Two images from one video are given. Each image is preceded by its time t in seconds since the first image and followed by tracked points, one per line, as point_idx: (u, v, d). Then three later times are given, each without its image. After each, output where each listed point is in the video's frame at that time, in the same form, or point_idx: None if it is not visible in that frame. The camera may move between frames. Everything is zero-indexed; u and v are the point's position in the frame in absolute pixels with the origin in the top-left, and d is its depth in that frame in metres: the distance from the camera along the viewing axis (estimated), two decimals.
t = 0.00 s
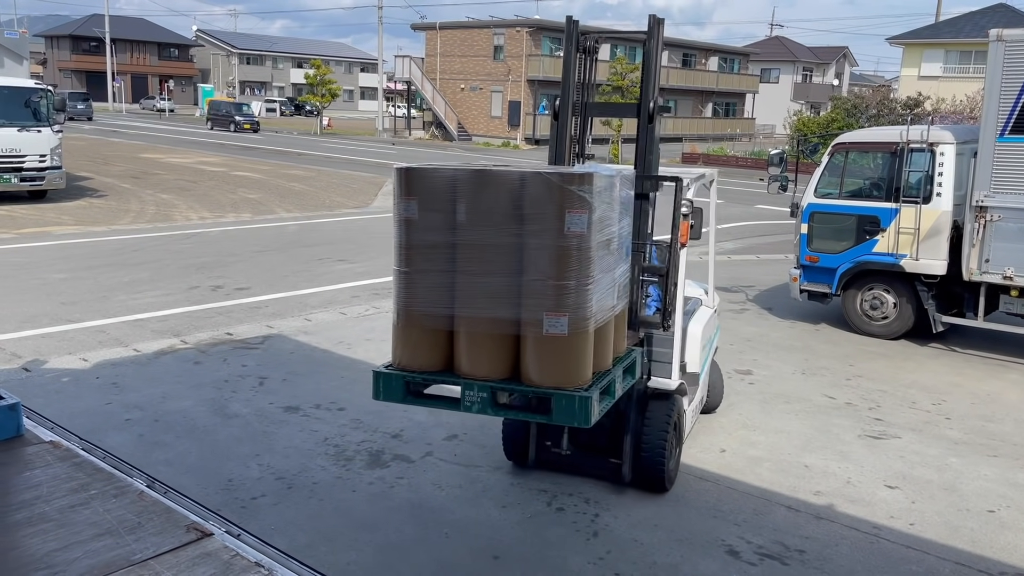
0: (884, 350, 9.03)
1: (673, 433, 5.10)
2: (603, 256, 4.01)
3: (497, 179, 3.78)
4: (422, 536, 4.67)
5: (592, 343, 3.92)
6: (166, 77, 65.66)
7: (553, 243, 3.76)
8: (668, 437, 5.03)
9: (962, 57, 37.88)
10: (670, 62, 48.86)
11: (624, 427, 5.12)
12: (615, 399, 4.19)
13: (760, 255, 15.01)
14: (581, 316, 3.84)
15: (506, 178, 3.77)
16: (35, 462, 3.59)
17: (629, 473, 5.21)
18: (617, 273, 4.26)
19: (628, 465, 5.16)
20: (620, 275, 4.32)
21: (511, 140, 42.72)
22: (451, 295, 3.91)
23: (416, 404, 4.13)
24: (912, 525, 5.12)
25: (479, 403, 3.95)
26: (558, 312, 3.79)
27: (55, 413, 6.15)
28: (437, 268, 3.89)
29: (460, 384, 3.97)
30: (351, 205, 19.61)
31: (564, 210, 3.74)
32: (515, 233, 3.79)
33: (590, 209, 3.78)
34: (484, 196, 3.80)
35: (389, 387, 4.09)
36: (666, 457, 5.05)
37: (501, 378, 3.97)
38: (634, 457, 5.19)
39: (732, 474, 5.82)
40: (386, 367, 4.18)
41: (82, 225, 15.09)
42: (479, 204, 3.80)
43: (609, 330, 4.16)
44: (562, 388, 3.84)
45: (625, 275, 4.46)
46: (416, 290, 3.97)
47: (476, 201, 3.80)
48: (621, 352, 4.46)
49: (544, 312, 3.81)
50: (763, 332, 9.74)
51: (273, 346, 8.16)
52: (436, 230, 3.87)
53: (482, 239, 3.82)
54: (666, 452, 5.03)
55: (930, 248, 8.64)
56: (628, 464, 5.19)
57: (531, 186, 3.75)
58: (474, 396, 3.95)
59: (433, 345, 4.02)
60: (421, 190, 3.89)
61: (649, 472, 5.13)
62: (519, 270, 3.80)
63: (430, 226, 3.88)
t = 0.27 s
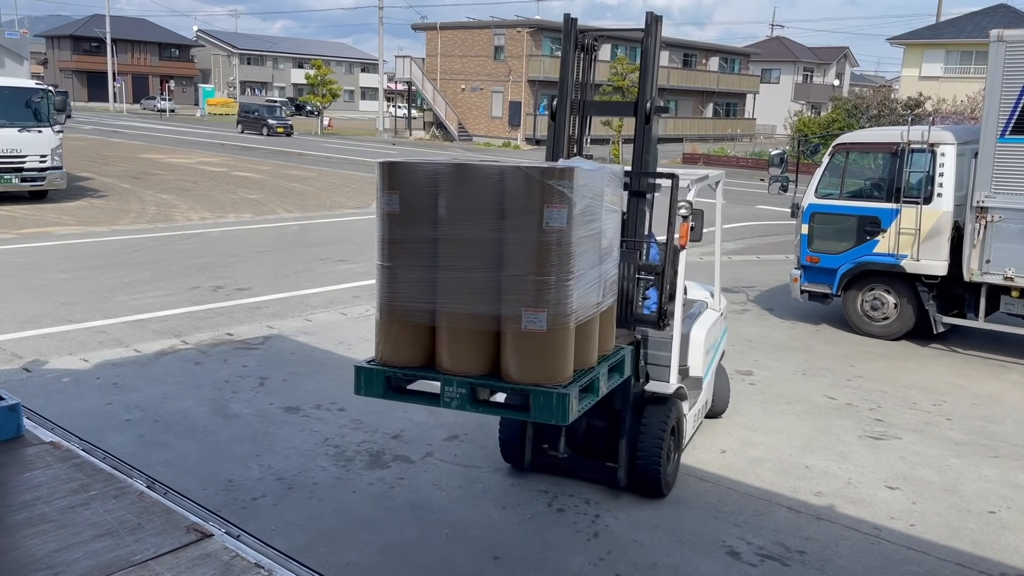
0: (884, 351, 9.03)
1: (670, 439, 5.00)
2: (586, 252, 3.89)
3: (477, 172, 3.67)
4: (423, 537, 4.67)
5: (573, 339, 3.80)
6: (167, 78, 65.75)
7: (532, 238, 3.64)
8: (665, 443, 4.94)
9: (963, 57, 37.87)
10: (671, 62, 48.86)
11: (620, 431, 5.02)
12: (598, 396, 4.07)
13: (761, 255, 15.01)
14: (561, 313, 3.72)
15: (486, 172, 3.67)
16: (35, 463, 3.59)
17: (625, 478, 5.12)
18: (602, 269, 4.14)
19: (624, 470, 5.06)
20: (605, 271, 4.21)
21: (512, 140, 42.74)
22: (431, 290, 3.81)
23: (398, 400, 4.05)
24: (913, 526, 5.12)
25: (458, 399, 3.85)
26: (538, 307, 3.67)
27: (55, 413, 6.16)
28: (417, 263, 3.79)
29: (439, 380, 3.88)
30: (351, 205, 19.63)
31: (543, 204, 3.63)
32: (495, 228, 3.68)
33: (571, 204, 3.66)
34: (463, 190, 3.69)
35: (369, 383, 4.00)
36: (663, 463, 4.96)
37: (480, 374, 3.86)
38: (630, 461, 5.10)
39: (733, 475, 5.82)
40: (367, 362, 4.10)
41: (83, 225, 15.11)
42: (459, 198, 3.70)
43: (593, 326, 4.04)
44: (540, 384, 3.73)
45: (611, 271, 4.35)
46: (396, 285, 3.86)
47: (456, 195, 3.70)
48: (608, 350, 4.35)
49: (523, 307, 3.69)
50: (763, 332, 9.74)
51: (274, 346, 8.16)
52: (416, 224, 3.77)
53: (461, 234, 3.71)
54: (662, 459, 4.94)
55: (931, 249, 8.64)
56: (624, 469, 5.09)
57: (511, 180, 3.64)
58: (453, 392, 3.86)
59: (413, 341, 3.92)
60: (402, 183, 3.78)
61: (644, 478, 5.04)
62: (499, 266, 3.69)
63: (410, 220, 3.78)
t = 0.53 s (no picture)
0: (883, 352, 9.03)
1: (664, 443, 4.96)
2: (566, 249, 3.83)
3: (454, 167, 3.64)
4: (422, 537, 4.67)
5: (551, 337, 3.74)
6: (166, 78, 65.73)
7: (508, 233, 3.60)
8: (658, 446, 4.90)
9: (962, 58, 37.87)
10: (670, 63, 48.87)
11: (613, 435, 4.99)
12: (578, 395, 4.01)
13: (760, 256, 15.01)
14: (538, 310, 3.66)
15: (463, 167, 3.63)
16: (35, 464, 3.60)
17: (619, 482, 5.06)
18: (585, 268, 4.09)
19: (617, 474, 5.02)
20: (588, 268, 4.15)
21: (511, 141, 42.73)
22: (409, 285, 3.78)
23: (378, 395, 4.03)
24: (912, 527, 5.12)
25: (434, 395, 3.81)
26: (514, 304, 3.62)
27: (55, 413, 6.16)
28: (396, 258, 3.76)
29: (416, 376, 3.84)
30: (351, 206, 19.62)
31: (520, 200, 3.58)
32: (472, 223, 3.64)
33: (548, 200, 3.61)
34: (441, 185, 3.66)
35: (348, 378, 3.99)
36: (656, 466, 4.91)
37: (457, 371, 3.81)
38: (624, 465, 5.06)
39: (732, 476, 5.82)
40: (349, 358, 4.09)
41: (82, 226, 15.10)
42: (436, 193, 3.67)
43: (574, 325, 3.98)
44: (514, 382, 3.67)
45: (596, 269, 4.28)
46: (375, 280, 3.83)
47: (433, 190, 3.67)
48: (593, 348, 4.28)
49: (499, 304, 3.64)
50: (763, 333, 9.74)
51: (273, 347, 8.17)
52: (395, 219, 3.74)
53: (439, 229, 3.67)
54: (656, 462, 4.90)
55: (929, 250, 8.65)
56: (618, 472, 5.04)
57: (488, 175, 3.60)
58: (429, 388, 3.82)
59: (392, 336, 3.88)
60: (382, 179, 3.77)
61: (638, 482, 4.99)
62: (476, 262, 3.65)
63: (390, 215, 3.75)
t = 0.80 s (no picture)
0: (880, 352, 9.04)
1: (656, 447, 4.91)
2: (545, 247, 3.78)
3: (430, 164, 3.62)
4: (420, 537, 4.67)
5: (526, 336, 3.69)
6: (164, 78, 65.68)
7: (483, 229, 3.56)
8: (650, 449, 4.85)
9: (960, 58, 37.91)
10: (668, 63, 48.89)
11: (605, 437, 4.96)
12: (557, 395, 3.94)
13: (758, 256, 15.03)
14: (513, 308, 3.61)
15: (439, 164, 3.61)
16: (33, 463, 3.59)
17: (610, 485, 5.02)
18: (566, 267, 4.04)
19: (609, 477, 4.97)
20: (570, 268, 4.09)
21: (509, 141, 42.73)
22: (385, 282, 3.76)
23: (355, 393, 4.00)
24: (909, 526, 5.13)
25: (409, 393, 3.77)
26: (488, 302, 3.58)
27: (52, 413, 6.16)
28: (373, 254, 3.75)
29: (391, 373, 3.80)
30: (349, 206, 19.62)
31: (493, 198, 3.54)
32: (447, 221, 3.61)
33: (522, 198, 3.57)
34: (417, 181, 3.64)
35: (326, 374, 3.96)
36: (648, 469, 4.86)
37: (432, 368, 3.77)
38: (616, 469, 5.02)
39: (730, 475, 5.83)
40: (328, 354, 4.06)
41: (80, 226, 15.09)
42: (412, 189, 3.65)
43: (553, 324, 3.92)
44: (487, 381, 3.62)
45: (580, 268, 4.23)
46: (352, 276, 3.82)
47: (410, 186, 3.65)
48: (576, 348, 4.21)
49: (473, 302, 3.60)
50: (760, 333, 9.75)
51: (271, 347, 8.17)
52: (372, 215, 3.73)
53: (414, 225, 3.65)
54: (647, 465, 4.84)
55: (928, 249, 8.66)
56: (609, 476, 5.00)
57: (463, 172, 3.58)
58: (404, 386, 3.78)
59: (370, 332, 3.86)
60: (360, 175, 3.76)
61: (629, 485, 4.94)
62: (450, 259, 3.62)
63: (368, 210, 3.74)
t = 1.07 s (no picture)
0: (876, 351, 9.06)
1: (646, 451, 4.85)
2: (518, 251, 3.66)
3: (399, 166, 3.52)
4: (417, 537, 4.68)
5: (497, 341, 3.58)
6: (161, 77, 65.59)
7: (451, 233, 3.45)
8: (639, 453, 4.79)
9: (957, 59, 37.97)
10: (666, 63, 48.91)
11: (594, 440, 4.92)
12: (531, 400, 3.82)
13: (755, 256, 15.05)
14: (482, 313, 3.50)
15: (408, 166, 3.50)
16: (28, 463, 3.59)
17: (598, 490, 4.98)
18: (544, 270, 3.92)
19: (597, 482, 4.94)
20: (547, 272, 3.97)
21: (507, 141, 42.73)
22: (356, 285, 3.67)
23: (329, 397, 3.92)
24: (904, 525, 5.14)
25: (379, 398, 3.68)
26: (456, 307, 3.48)
27: (48, 412, 6.15)
28: (345, 257, 3.66)
29: (362, 377, 3.72)
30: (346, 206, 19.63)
31: (460, 201, 3.43)
32: (415, 224, 3.51)
33: (492, 202, 3.45)
34: (385, 183, 3.54)
35: (302, 376, 3.90)
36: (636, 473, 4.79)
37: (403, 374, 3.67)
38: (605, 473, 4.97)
39: (726, 474, 5.84)
40: (304, 358, 3.99)
41: (76, 225, 15.07)
42: (381, 192, 3.55)
43: (531, 329, 3.81)
44: (456, 387, 3.52)
45: (558, 271, 4.11)
46: (324, 279, 3.74)
47: (380, 188, 3.55)
48: (555, 353, 4.08)
49: (441, 307, 3.50)
50: (757, 333, 9.76)
51: (268, 346, 8.16)
52: (343, 218, 3.64)
53: (383, 228, 3.56)
54: (636, 469, 4.78)
55: (923, 249, 8.68)
56: (597, 481, 4.96)
57: (431, 174, 3.47)
58: (375, 390, 3.70)
59: (343, 335, 3.78)
60: (331, 176, 3.67)
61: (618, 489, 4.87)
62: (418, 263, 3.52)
63: (338, 212, 3.65)
